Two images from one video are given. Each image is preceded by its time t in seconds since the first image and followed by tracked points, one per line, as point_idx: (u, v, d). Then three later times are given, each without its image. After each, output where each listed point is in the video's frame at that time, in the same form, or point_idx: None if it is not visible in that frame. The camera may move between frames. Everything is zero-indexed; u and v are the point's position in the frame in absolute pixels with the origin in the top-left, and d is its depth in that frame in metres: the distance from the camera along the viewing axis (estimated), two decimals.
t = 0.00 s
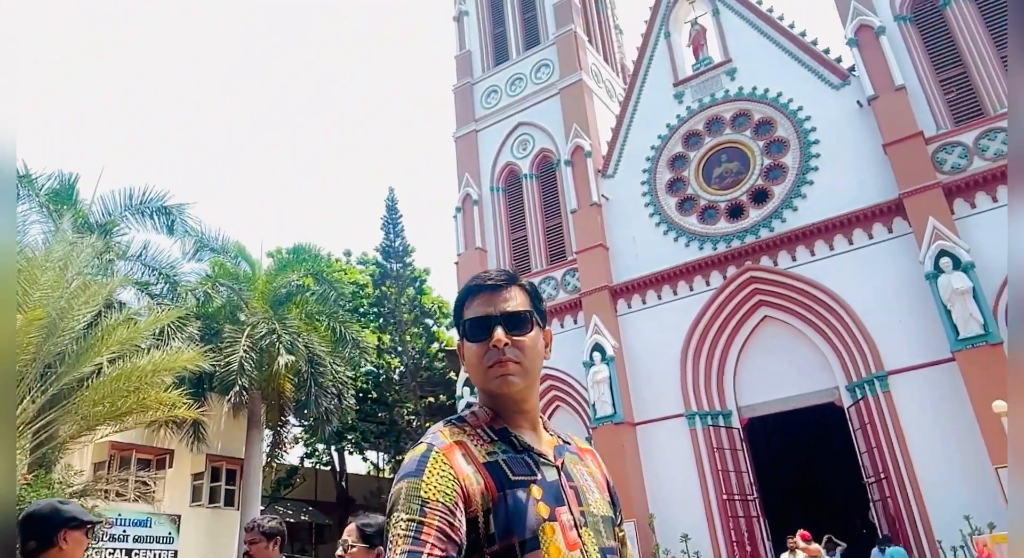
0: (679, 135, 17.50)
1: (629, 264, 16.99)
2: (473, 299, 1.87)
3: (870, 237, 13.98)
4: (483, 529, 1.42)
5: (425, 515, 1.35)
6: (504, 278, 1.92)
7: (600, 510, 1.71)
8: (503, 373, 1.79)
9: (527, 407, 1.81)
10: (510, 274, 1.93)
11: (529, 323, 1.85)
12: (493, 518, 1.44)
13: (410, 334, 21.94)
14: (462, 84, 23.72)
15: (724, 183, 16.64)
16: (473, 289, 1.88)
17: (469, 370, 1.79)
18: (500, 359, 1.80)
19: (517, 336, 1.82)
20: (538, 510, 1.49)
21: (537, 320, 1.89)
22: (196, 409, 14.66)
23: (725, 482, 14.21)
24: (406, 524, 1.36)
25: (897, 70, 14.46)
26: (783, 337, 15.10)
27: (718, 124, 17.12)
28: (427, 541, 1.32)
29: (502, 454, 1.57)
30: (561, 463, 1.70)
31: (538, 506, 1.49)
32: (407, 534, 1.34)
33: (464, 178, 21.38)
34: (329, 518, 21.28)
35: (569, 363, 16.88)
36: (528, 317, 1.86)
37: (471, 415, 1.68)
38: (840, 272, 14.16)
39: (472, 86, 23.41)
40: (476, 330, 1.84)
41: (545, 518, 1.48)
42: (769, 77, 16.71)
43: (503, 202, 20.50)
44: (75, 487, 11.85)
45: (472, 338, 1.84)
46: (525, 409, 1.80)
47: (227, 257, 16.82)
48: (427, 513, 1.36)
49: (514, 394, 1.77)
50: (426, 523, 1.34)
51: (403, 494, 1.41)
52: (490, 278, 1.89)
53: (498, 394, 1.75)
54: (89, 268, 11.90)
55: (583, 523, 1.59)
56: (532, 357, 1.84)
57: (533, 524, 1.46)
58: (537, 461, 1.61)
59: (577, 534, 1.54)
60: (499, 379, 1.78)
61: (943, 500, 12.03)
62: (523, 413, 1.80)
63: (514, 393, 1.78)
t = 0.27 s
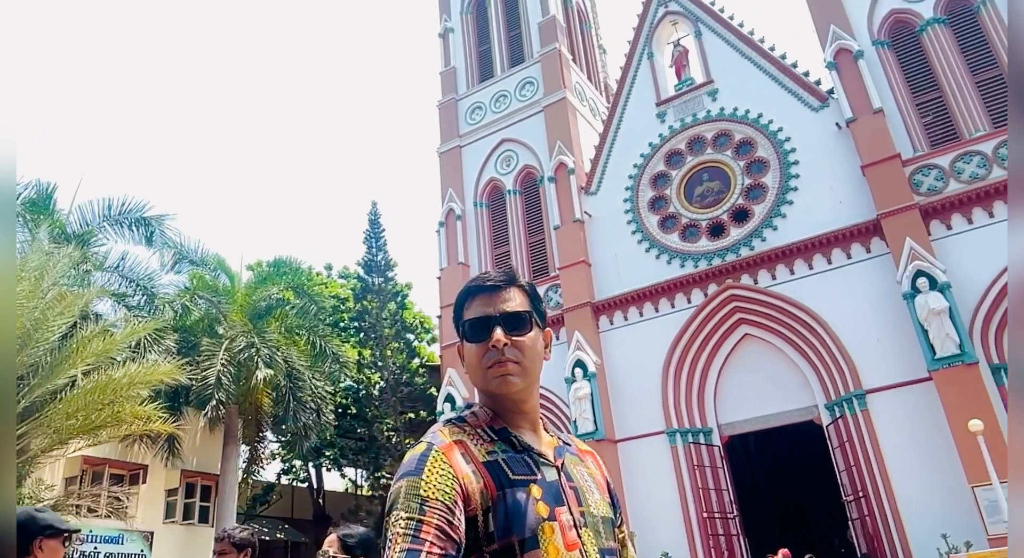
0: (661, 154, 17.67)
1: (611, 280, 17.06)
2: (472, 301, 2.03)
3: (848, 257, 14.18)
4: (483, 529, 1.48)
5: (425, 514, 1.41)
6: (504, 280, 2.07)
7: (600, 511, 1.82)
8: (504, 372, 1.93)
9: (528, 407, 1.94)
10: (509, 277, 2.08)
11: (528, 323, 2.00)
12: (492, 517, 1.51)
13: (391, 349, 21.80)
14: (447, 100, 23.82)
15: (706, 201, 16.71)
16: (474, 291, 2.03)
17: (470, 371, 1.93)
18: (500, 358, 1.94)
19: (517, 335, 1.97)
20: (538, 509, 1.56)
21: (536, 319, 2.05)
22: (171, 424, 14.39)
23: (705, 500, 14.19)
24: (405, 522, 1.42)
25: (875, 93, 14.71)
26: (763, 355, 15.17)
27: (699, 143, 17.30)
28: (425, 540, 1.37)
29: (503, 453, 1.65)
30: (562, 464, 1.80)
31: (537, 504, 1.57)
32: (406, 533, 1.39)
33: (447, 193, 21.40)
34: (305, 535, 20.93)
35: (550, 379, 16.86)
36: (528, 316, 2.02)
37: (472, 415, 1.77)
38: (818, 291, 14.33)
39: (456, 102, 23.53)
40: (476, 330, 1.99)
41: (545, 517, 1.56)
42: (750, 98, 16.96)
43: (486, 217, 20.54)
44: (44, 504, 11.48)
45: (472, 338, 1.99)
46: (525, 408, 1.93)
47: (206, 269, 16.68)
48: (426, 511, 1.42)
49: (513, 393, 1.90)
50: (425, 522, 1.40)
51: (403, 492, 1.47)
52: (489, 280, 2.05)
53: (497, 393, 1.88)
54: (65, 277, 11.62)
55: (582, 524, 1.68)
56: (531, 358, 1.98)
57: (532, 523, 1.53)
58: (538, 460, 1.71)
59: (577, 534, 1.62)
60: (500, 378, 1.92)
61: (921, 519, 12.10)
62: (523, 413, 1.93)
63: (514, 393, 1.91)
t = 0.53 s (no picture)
0: (643, 172, 17.88)
1: (593, 297, 17.16)
2: (473, 301, 2.16)
3: (826, 276, 14.41)
4: (483, 527, 1.61)
5: (425, 512, 1.54)
6: (504, 281, 2.20)
7: (600, 510, 1.95)
8: (504, 370, 2.06)
9: (528, 406, 2.07)
10: (508, 277, 2.21)
11: (527, 323, 2.14)
12: (491, 515, 1.64)
13: (371, 363, 21.69)
14: (431, 115, 23.92)
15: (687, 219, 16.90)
16: (475, 291, 2.17)
17: (472, 371, 2.06)
18: (500, 356, 2.07)
19: (516, 335, 2.10)
20: (537, 507, 1.69)
21: (535, 319, 2.18)
22: (147, 438, 14.21)
23: (685, 517, 14.16)
24: (405, 520, 1.54)
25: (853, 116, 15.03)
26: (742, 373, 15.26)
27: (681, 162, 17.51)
28: (425, 537, 1.49)
29: (503, 452, 1.80)
30: (562, 464, 1.94)
31: (536, 504, 1.70)
32: (406, 530, 1.52)
33: (430, 208, 21.43)
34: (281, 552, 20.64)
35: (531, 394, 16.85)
36: (527, 316, 2.15)
37: (474, 415, 1.92)
38: (797, 309, 14.52)
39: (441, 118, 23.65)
40: (477, 329, 2.12)
41: (544, 516, 1.69)
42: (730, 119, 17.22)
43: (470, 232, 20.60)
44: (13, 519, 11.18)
45: (472, 338, 2.12)
46: (525, 408, 2.06)
47: (184, 281, 16.60)
48: (426, 508, 1.54)
49: (514, 391, 2.03)
50: (425, 520, 1.52)
51: (404, 490, 1.60)
52: (489, 281, 2.18)
53: (498, 392, 2.02)
54: (42, 287, 11.41)
55: (583, 523, 1.81)
56: (530, 356, 2.11)
57: (531, 522, 1.66)
58: (538, 459, 1.85)
59: (577, 534, 1.75)
60: (500, 378, 2.05)
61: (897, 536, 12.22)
62: (523, 412, 2.07)
63: (513, 391, 2.04)
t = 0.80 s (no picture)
0: (626, 189, 18.01)
1: (576, 312, 17.21)
2: (474, 300, 2.23)
3: (805, 293, 14.58)
4: (483, 524, 1.70)
5: (425, 510, 1.63)
6: (504, 280, 2.27)
7: (601, 510, 2.03)
8: (505, 370, 2.13)
9: (530, 405, 2.15)
10: (509, 277, 2.28)
11: (527, 322, 2.20)
12: (492, 513, 1.73)
13: (351, 377, 21.57)
14: (416, 129, 24.00)
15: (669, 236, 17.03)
16: (476, 290, 2.23)
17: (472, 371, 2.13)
18: (500, 355, 2.13)
19: (516, 335, 2.16)
20: (537, 508, 1.77)
21: (535, 317, 2.25)
22: (121, 451, 14.02)
23: (665, 533, 14.14)
24: (407, 518, 1.64)
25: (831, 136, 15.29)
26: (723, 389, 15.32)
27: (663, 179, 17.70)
28: (426, 535, 1.59)
29: (503, 451, 1.88)
30: (564, 464, 2.02)
31: (537, 504, 1.78)
32: (408, 528, 1.62)
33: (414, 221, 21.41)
34: None
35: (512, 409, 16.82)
36: (527, 315, 2.21)
37: (475, 415, 2.01)
38: (777, 326, 14.66)
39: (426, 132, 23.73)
40: (477, 329, 2.19)
41: (544, 516, 1.77)
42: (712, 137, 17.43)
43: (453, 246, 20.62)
44: None
45: (473, 338, 2.19)
46: (526, 407, 2.14)
47: (162, 292, 16.47)
48: (426, 507, 1.64)
49: (514, 390, 2.10)
50: (425, 518, 1.62)
51: (405, 490, 1.70)
52: (490, 280, 2.25)
53: (498, 390, 2.09)
54: (15, 296, 11.22)
55: (583, 523, 1.89)
56: (530, 355, 2.18)
57: (532, 520, 1.74)
58: (540, 460, 1.92)
59: (577, 534, 1.82)
60: (500, 377, 2.12)
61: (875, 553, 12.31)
62: (525, 410, 2.14)
63: (514, 390, 2.11)
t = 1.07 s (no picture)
0: (608, 205, 18.17)
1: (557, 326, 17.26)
2: (475, 301, 2.31)
3: (784, 310, 14.77)
4: (484, 523, 1.77)
5: (426, 508, 1.72)
6: (504, 281, 2.36)
7: (601, 510, 2.10)
8: (505, 370, 2.21)
9: (530, 405, 2.24)
10: (509, 277, 2.37)
11: (528, 322, 2.28)
12: (492, 511, 1.80)
13: (330, 390, 21.43)
14: (400, 142, 24.05)
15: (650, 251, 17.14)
16: (477, 291, 2.31)
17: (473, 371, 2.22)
18: (501, 355, 2.22)
19: (516, 335, 2.24)
20: (538, 507, 1.84)
21: (535, 317, 2.33)
22: (94, 462, 13.81)
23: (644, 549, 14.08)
24: (409, 517, 1.72)
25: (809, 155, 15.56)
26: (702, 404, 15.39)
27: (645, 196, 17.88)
28: (426, 534, 1.67)
29: (505, 451, 1.96)
30: (564, 463, 2.10)
31: (538, 503, 1.85)
32: (410, 526, 1.70)
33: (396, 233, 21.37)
34: None
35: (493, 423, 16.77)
36: (528, 316, 2.30)
37: (475, 415, 2.10)
38: (756, 342, 14.81)
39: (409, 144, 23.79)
40: (478, 329, 2.27)
41: (545, 515, 1.83)
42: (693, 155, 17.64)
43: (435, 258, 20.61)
44: None
45: (473, 338, 2.27)
46: (527, 408, 2.23)
47: (139, 302, 16.33)
48: (427, 506, 1.72)
49: (515, 389, 2.19)
50: (427, 516, 1.70)
51: (407, 490, 1.78)
52: (491, 281, 2.33)
53: (499, 390, 2.18)
54: None
55: (584, 522, 1.96)
56: (530, 354, 2.26)
57: (533, 519, 1.81)
58: (541, 460, 1.99)
59: (578, 533, 1.89)
60: (500, 377, 2.20)
61: None
62: (526, 410, 2.23)
63: (514, 389, 2.20)
